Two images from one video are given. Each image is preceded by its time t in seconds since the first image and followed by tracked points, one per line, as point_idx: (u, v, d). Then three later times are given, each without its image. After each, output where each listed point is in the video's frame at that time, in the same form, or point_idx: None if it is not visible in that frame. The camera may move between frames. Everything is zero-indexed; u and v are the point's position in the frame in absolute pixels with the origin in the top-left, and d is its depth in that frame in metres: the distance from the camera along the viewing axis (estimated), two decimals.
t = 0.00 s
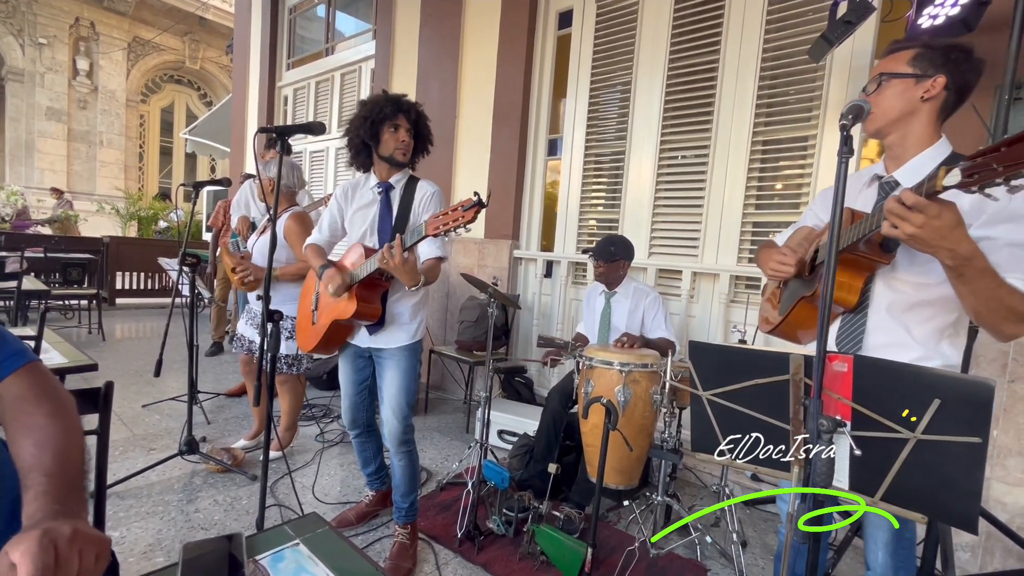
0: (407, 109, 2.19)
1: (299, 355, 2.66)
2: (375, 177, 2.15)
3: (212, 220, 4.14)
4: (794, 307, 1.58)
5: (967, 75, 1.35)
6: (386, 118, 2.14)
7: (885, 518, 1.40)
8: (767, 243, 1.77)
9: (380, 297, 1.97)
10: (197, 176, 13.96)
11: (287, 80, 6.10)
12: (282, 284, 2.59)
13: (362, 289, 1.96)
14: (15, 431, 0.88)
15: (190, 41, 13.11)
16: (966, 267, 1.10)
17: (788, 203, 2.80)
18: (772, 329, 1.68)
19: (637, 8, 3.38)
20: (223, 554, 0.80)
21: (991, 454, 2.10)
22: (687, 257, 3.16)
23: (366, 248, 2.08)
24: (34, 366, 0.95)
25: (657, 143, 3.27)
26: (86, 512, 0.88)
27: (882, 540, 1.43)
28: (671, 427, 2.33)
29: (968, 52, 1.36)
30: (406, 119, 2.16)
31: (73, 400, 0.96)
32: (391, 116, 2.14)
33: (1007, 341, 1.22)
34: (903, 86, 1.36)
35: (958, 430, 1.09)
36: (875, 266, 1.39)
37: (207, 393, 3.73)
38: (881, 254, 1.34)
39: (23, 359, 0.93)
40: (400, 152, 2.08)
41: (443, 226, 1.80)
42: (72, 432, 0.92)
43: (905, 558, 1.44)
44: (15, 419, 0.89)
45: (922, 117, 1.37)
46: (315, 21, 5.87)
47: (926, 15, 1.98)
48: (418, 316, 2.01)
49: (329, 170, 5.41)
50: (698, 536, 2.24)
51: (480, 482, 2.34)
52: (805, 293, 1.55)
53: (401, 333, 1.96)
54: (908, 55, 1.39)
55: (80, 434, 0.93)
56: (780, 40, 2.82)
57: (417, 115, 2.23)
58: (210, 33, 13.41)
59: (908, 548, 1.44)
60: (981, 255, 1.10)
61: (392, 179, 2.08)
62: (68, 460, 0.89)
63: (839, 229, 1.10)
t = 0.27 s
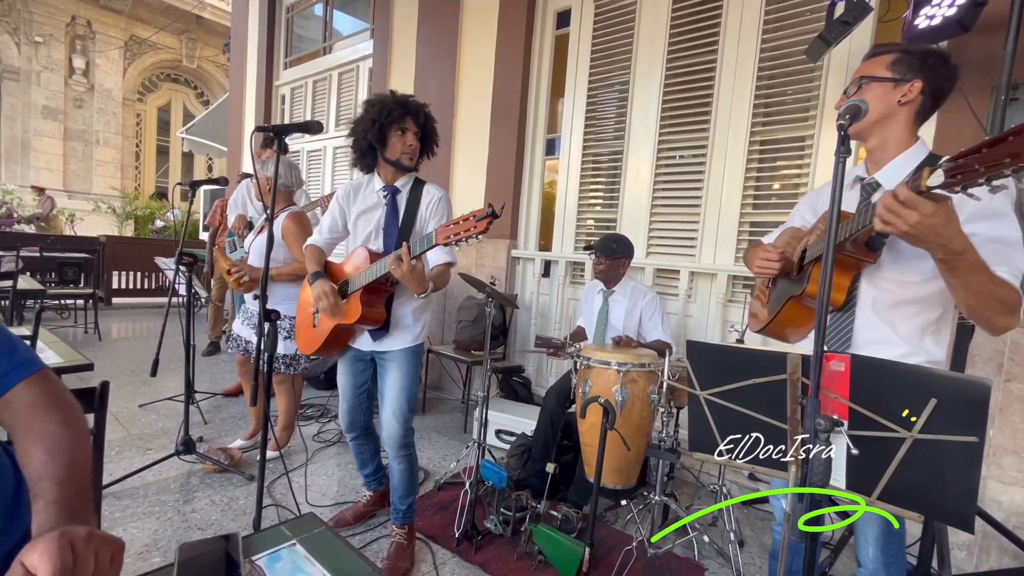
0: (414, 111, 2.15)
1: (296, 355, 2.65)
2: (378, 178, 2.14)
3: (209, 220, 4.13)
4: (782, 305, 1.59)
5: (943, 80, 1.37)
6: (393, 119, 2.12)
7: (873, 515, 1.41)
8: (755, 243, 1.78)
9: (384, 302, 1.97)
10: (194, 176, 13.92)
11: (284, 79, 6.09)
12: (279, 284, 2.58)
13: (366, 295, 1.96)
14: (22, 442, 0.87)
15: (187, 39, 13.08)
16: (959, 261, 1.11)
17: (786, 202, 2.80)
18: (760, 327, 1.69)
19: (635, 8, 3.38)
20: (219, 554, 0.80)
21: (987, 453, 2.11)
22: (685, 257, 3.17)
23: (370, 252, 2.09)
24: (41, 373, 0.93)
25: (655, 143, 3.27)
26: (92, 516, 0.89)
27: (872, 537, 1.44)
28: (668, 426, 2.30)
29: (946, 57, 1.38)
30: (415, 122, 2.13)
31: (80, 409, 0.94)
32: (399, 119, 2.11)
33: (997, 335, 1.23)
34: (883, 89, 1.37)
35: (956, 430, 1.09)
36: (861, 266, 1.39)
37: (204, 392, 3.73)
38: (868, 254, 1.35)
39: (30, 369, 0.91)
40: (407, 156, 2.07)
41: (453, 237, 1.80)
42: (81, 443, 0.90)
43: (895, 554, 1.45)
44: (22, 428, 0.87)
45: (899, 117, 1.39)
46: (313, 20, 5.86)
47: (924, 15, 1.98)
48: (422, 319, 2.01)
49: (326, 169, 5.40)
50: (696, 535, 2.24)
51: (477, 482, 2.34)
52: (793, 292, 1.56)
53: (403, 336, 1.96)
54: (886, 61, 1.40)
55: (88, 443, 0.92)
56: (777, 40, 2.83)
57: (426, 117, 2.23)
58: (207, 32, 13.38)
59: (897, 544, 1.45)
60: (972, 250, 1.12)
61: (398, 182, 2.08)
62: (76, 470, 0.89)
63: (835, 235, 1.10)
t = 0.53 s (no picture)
0: (424, 109, 2.16)
1: (295, 355, 2.65)
2: (388, 175, 2.13)
3: (208, 219, 4.13)
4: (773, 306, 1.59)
5: (926, 87, 1.40)
6: (402, 117, 2.10)
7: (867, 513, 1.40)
8: (744, 244, 1.78)
9: (389, 302, 1.97)
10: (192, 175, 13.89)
11: (283, 78, 6.08)
12: (278, 283, 2.57)
13: (371, 294, 1.95)
14: (41, 460, 0.81)
15: (185, 38, 13.06)
16: (960, 253, 1.10)
17: (784, 202, 2.80)
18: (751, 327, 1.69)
19: (635, 7, 3.38)
20: (217, 556, 0.80)
21: (985, 452, 2.11)
22: (684, 257, 3.17)
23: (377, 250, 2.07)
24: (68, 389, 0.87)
25: (653, 142, 3.27)
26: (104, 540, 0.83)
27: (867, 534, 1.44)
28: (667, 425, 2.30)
29: (929, 65, 1.41)
30: (423, 120, 2.12)
31: (101, 428, 0.88)
32: (408, 116, 2.09)
33: (992, 326, 1.25)
34: (869, 90, 1.39)
35: (953, 429, 1.09)
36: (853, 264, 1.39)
37: (203, 392, 3.72)
38: (858, 252, 1.35)
39: (55, 384, 0.84)
40: (415, 154, 2.05)
41: (465, 243, 1.80)
42: (101, 463, 0.85)
43: (889, 549, 1.45)
44: (41, 445, 0.82)
45: (883, 117, 1.41)
46: (312, 19, 5.85)
47: (923, 15, 1.99)
48: (425, 318, 2.01)
49: (325, 169, 5.40)
50: (694, 535, 2.24)
51: (477, 481, 2.34)
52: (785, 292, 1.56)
53: (407, 335, 1.96)
54: (875, 63, 1.44)
55: (108, 463, 0.87)
56: (776, 40, 2.83)
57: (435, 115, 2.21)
58: (205, 30, 13.35)
59: (890, 539, 1.45)
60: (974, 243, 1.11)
61: (406, 180, 2.07)
62: (93, 490, 0.83)
63: (834, 234, 1.10)
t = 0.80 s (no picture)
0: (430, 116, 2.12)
1: (294, 355, 2.65)
2: (394, 176, 2.11)
3: (207, 219, 4.12)
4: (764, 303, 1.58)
5: (908, 84, 1.41)
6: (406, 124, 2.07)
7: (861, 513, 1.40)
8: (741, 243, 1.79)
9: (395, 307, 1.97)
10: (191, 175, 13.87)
11: (282, 78, 6.07)
12: (277, 283, 2.57)
13: (377, 299, 1.96)
14: (58, 466, 0.81)
15: (183, 38, 13.05)
16: (950, 246, 1.11)
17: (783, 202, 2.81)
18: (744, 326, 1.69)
19: (633, 7, 3.38)
20: (216, 555, 0.80)
21: (983, 452, 2.12)
22: (683, 257, 3.17)
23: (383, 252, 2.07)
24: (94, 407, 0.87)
25: (652, 142, 3.28)
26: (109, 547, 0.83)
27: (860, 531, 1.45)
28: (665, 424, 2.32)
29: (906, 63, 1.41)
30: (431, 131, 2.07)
31: (121, 446, 0.88)
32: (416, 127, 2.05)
33: (976, 320, 1.27)
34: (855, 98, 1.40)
35: (951, 429, 1.10)
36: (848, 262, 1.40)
37: (202, 392, 3.72)
38: (850, 248, 1.36)
39: (85, 405, 0.84)
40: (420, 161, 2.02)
41: (477, 254, 1.82)
42: (115, 477, 0.84)
43: (883, 546, 1.45)
44: (59, 455, 0.82)
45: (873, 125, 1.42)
46: (311, 19, 5.84)
47: (921, 16, 2.00)
48: (430, 322, 2.01)
49: (324, 168, 5.40)
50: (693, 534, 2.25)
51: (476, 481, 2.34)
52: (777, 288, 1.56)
53: (411, 340, 1.97)
54: (851, 73, 1.43)
55: (121, 478, 0.86)
56: (774, 40, 2.84)
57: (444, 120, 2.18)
58: (203, 30, 13.33)
59: (884, 536, 1.45)
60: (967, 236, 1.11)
61: (414, 184, 2.06)
62: (103, 502, 0.82)
63: (833, 230, 1.10)
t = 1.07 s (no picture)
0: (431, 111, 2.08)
1: (296, 353, 2.66)
2: (405, 176, 2.09)
3: (208, 218, 4.13)
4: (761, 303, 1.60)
5: (900, 88, 1.42)
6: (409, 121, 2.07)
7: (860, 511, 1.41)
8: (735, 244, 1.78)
9: (398, 310, 1.97)
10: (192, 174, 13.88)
11: (283, 76, 6.07)
12: (279, 282, 2.58)
13: (379, 302, 1.96)
14: (65, 473, 0.82)
15: (184, 37, 13.05)
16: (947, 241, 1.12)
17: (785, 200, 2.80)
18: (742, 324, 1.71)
19: (635, 5, 3.37)
20: (219, 553, 0.81)
21: (985, 451, 2.12)
22: (684, 255, 3.17)
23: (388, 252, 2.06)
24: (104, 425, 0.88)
25: (654, 140, 3.27)
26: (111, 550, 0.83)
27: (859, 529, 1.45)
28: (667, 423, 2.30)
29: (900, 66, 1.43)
30: (434, 130, 2.03)
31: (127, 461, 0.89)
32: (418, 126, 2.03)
33: (966, 315, 1.27)
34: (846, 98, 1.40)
35: (953, 427, 1.10)
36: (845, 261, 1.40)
37: (204, 391, 3.73)
38: (848, 248, 1.35)
39: (98, 423, 0.86)
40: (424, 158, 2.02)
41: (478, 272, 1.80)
42: (120, 486, 0.85)
43: (881, 542, 1.45)
44: (66, 465, 0.83)
45: (867, 121, 1.43)
46: (312, 18, 5.84)
47: (923, 13, 1.99)
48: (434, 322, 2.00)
49: (325, 167, 5.40)
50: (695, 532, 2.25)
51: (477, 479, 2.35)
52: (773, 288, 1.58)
53: (414, 342, 1.97)
54: (847, 73, 1.44)
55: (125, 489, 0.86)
56: (776, 38, 2.83)
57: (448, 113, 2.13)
58: (205, 29, 13.33)
59: (882, 532, 1.45)
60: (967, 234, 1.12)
61: (423, 184, 2.06)
62: (108, 508, 0.82)
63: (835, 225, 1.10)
